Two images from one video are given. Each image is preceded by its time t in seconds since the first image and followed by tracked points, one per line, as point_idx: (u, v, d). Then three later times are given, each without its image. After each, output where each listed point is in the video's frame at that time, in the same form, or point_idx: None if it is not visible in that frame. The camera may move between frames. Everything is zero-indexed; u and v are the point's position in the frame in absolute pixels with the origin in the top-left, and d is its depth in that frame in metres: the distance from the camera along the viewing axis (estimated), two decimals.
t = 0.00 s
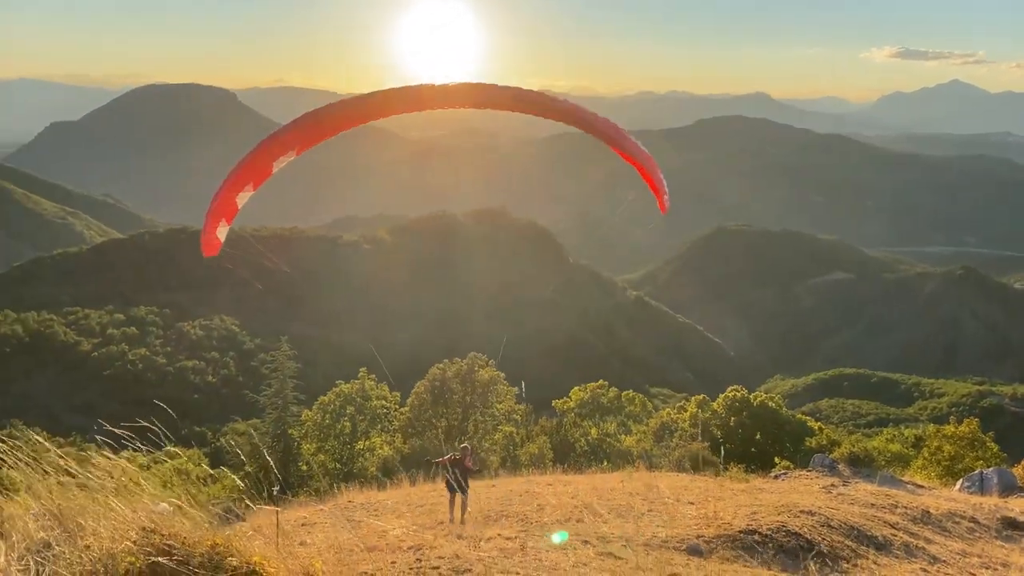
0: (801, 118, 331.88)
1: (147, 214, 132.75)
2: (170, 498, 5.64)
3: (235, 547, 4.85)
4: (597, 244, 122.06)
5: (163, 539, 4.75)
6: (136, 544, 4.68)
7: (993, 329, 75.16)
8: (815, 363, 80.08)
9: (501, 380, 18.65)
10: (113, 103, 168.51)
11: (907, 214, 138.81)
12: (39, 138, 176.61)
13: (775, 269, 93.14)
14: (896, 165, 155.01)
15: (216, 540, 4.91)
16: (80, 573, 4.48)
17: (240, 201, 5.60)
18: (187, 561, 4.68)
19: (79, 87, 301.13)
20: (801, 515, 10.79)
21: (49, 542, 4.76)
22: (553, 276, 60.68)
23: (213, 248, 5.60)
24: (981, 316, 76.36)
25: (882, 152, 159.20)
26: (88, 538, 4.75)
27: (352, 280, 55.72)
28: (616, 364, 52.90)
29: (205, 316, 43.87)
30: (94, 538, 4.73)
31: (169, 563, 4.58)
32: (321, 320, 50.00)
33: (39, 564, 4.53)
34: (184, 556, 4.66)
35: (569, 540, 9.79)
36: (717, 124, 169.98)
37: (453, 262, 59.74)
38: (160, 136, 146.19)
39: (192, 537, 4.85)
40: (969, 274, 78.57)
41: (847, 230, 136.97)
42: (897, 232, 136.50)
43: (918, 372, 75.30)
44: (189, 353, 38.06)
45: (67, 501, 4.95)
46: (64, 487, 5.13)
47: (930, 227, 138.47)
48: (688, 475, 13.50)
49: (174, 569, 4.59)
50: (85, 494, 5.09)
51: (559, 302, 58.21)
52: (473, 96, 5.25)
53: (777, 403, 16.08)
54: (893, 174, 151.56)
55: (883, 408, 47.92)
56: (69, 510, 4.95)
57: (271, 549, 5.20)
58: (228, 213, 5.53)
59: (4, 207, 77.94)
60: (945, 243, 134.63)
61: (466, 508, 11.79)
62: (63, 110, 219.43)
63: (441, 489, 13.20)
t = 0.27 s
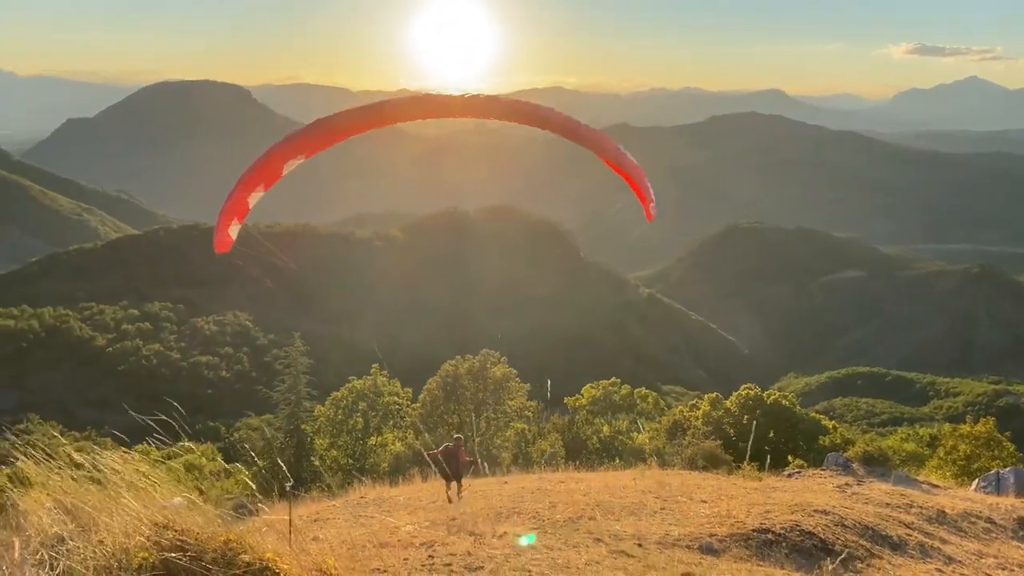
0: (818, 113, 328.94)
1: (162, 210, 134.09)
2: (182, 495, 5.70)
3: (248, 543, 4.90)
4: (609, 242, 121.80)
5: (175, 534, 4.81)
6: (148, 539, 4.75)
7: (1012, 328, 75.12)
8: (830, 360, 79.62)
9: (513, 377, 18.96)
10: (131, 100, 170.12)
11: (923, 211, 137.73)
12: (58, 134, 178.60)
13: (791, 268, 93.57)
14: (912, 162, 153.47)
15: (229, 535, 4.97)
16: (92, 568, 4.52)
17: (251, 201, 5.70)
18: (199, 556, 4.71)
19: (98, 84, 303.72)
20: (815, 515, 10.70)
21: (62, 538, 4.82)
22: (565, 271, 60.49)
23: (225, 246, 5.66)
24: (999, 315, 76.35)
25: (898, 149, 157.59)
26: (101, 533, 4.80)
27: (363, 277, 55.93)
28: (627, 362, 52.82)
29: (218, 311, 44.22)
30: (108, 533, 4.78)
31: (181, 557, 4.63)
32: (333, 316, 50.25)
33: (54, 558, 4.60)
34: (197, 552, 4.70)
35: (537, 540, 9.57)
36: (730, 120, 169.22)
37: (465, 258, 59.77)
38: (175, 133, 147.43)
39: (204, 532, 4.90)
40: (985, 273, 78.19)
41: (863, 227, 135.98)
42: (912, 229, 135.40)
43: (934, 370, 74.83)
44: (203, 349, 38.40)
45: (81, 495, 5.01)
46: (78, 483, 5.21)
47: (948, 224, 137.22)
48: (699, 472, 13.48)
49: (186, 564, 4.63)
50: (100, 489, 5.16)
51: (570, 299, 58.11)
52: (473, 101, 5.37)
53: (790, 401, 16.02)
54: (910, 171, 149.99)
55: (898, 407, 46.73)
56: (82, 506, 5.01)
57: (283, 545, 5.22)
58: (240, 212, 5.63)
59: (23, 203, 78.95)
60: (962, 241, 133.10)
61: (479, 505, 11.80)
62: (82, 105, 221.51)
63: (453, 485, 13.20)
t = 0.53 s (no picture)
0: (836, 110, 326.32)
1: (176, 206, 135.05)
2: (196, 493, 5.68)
3: (261, 540, 4.84)
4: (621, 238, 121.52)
5: (189, 530, 4.77)
6: (162, 536, 4.71)
7: None
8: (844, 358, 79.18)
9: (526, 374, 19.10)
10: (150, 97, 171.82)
11: (938, 209, 136.57)
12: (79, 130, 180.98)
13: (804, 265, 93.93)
14: (929, 159, 151.74)
15: (243, 533, 4.90)
16: (106, 564, 4.51)
17: (260, 201, 7.34)
18: (214, 553, 4.66)
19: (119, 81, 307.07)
20: (828, 514, 10.63)
21: (77, 533, 4.85)
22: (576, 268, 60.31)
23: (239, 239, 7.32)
24: (1016, 313, 76.36)
25: (915, 145, 155.78)
26: (115, 529, 4.80)
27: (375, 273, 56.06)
28: (638, 359, 52.74)
29: (231, 307, 44.57)
30: (124, 530, 4.76)
31: (195, 553, 4.57)
32: (345, 312, 50.48)
33: (69, 553, 4.61)
34: (211, 548, 4.65)
35: (529, 541, 9.40)
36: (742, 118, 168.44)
37: (476, 254, 59.80)
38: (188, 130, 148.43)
39: (218, 530, 4.84)
40: (1002, 271, 77.73)
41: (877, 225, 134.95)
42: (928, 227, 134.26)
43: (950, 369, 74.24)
44: (216, 344, 38.64)
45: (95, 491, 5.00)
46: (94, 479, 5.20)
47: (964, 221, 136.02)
48: (713, 470, 13.39)
49: (198, 560, 4.58)
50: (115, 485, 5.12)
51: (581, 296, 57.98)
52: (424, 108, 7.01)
53: (804, 399, 15.90)
54: (927, 168, 148.32)
55: (911, 406, 45.80)
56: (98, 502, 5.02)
57: (297, 542, 5.17)
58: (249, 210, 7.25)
59: (42, 199, 79.91)
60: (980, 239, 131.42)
61: (490, 502, 11.79)
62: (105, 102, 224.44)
63: (464, 482, 13.24)
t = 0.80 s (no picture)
0: (850, 107, 323.93)
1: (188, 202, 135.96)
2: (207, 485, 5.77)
3: (273, 536, 4.94)
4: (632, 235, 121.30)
5: (202, 526, 4.88)
6: (176, 531, 4.83)
7: None
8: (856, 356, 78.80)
9: (537, 370, 19.22)
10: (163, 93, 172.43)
11: (953, 205, 135.24)
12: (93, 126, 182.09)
13: (815, 262, 93.80)
14: (944, 155, 150.42)
15: (255, 528, 5.00)
16: (120, 557, 4.63)
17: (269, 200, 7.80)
18: (225, 548, 4.77)
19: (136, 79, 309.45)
20: (841, 512, 10.57)
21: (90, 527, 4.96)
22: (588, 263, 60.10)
23: (244, 233, 7.63)
24: None
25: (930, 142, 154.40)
26: (129, 524, 4.90)
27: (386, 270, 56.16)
28: (649, 355, 52.65)
29: (243, 302, 44.84)
30: (137, 525, 4.88)
31: (208, 549, 4.69)
32: (356, 308, 50.64)
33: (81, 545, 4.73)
34: (223, 543, 4.77)
35: (531, 550, 8.68)
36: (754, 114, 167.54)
37: (486, 250, 59.81)
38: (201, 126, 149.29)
39: (231, 525, 4.95)
40: (1017, 268, 76.91)
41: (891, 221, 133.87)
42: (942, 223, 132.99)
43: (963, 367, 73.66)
44: (228, 339, 38.89)
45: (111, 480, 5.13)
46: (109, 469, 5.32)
47: (979, 217, 134.58)
48: (724, 468, 13.36)
49: (211, 554, 4.70)
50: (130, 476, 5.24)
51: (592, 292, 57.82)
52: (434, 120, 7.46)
53: (816, 397, 15.81)
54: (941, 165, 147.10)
55: (925, 404, 45.22)
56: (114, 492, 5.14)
57: (307, 536, 5.27)
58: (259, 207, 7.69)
59: (55, 192, 79.95)
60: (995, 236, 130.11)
61: (501, 498, 11.79)
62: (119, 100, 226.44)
63: (474, 477, 13.26)
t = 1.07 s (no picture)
0: (862, 102, 321.32)
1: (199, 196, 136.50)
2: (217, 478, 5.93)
3: (283, 532, 5.10)
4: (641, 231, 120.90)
5: (212, 521, 5.03)
6: (187, 526, 4.99)
7: None
8: (867, 353, 78.39)
9: (546, 366, 19.22)
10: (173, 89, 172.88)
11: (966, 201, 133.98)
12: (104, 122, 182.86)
13: (827, 258, 92.78)
14: (957, 150, 148.92)
15: (265, 523, 5.14)
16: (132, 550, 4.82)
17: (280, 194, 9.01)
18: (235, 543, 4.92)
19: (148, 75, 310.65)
20: (852, 510, 10.50)
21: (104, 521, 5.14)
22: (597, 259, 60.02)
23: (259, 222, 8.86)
24: None
25: (943, 137, 152.98)
26: (140, 517, 5.06)
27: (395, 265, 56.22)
28: (660, 351, 52.50)
29: (254, 298, 45.01)
30: (150, 517, 5.05)
31: (217, 544, 4.86)
32: (365, 304, 50.73)
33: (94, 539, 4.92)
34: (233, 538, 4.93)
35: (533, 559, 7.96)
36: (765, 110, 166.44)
37: (495, 246, 59.82)
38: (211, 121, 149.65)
39: (240, 521, 5.10)
40: None
41: (902, 218, 132.83)
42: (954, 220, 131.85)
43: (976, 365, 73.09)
44: (238, 334, 38.96)
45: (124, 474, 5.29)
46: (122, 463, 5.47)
47: (992, 214, 133.28)
48: (734, 465, 13.31)
49: (221, 549, 4.87)
50: (140, 471, 5.40)
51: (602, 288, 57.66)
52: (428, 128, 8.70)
53: (827, 394, 15.73)
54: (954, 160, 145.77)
55: (936, 402, 44.59)
56: (126, 486, 5.29)
57: (315, 531, 5.41)
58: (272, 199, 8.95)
59: (67, 186, 80.26)
60: (1009, 233, 128.97)
61: (509, 494, 11.79)
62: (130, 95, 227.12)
63: (483, 473, 13.27)
